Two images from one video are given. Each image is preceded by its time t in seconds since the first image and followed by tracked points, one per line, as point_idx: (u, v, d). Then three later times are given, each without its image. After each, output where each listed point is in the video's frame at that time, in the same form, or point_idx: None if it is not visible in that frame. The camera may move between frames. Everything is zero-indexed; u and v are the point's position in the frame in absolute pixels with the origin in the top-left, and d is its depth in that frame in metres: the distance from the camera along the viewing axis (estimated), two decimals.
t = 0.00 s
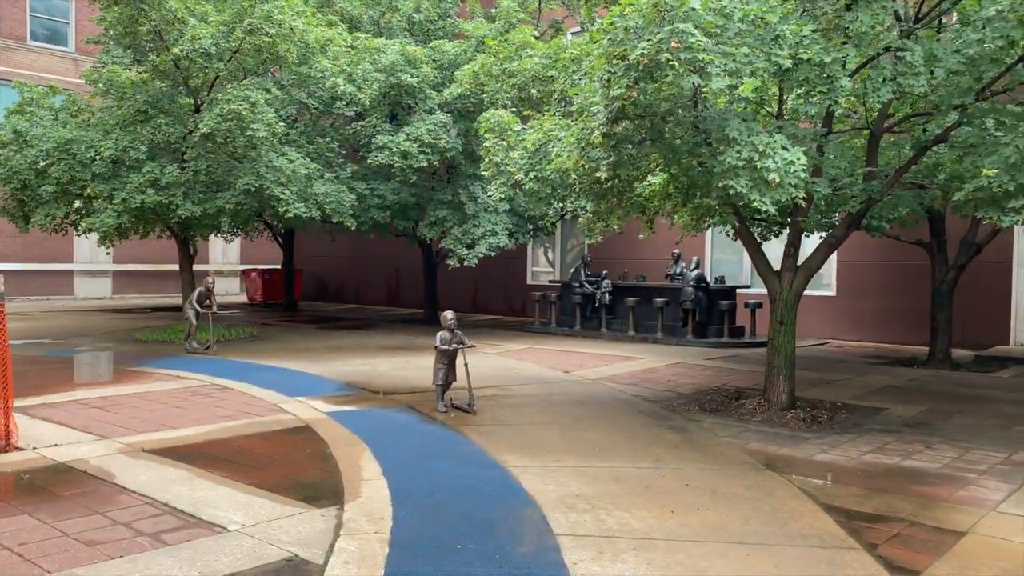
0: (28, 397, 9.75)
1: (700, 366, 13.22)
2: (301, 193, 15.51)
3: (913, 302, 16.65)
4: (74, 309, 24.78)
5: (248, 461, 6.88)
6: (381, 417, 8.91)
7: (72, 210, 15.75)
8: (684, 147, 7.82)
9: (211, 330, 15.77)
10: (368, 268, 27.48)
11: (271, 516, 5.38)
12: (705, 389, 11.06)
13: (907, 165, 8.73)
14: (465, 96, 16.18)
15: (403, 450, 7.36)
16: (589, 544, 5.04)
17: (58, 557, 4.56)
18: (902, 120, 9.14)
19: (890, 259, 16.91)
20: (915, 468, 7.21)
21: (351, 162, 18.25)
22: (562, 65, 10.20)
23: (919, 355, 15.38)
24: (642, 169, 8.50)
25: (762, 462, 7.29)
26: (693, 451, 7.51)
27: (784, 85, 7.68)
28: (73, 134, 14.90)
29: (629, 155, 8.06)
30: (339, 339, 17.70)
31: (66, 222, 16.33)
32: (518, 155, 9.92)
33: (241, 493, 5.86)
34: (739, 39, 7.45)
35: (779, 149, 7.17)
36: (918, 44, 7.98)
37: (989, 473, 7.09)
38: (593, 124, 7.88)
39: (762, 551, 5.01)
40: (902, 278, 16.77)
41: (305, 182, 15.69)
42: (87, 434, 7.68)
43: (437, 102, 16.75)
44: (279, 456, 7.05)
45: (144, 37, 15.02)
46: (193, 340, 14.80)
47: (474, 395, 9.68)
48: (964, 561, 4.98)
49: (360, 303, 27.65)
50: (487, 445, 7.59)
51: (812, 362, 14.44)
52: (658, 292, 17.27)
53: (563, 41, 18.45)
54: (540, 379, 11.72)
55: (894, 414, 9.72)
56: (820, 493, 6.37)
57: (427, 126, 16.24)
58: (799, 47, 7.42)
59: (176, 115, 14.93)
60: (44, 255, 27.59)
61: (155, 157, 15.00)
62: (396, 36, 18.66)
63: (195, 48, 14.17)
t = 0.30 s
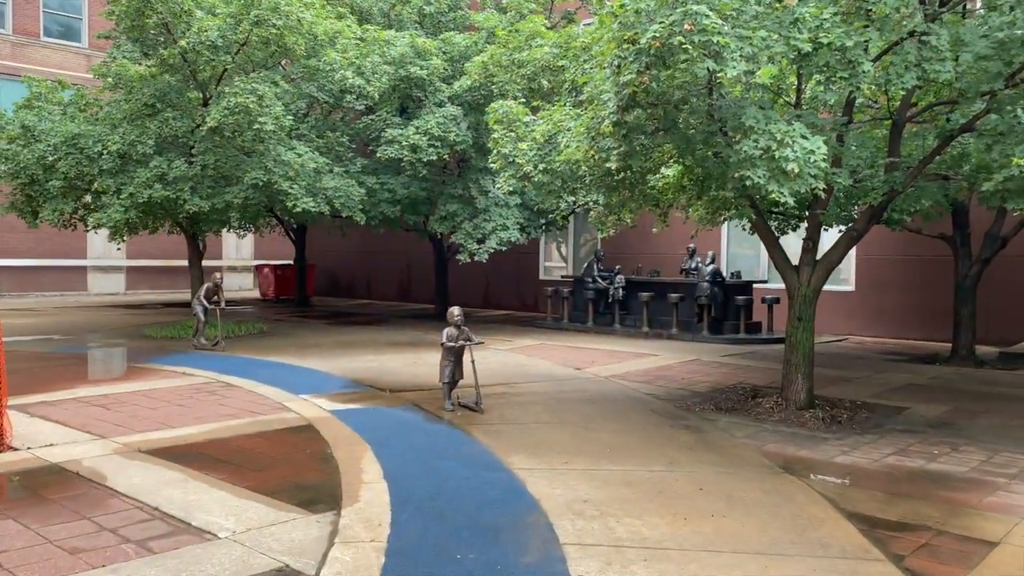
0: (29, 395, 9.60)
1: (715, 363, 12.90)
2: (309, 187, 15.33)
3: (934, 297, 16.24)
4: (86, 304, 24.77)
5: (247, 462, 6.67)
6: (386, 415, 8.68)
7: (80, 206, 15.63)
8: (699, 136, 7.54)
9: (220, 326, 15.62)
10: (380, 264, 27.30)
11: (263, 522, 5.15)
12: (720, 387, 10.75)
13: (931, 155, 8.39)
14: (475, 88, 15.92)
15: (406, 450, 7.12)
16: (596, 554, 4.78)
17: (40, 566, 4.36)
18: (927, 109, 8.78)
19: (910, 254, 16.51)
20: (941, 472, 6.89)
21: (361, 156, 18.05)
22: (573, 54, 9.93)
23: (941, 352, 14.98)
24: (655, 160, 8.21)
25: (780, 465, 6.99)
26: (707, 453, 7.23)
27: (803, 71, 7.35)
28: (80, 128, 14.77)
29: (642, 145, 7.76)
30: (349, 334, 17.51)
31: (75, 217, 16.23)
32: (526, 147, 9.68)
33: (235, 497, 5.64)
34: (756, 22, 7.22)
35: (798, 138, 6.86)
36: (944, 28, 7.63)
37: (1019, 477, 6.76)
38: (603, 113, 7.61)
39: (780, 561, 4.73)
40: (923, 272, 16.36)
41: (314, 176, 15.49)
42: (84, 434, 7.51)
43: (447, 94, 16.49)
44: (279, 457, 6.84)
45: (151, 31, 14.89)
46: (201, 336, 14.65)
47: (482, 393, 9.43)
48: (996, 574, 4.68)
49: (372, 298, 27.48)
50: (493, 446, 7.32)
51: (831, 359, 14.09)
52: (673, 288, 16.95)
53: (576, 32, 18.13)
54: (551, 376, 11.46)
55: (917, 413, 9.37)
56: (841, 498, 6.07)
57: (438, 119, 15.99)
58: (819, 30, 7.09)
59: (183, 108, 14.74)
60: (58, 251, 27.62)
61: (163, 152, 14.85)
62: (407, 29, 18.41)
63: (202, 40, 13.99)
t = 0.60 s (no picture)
0: (28, 397, 9.42)
1: (730, 365, 12.57)
2: (317, 185, 15.12)
3: (955, 296, 15.85)
4: (96, 304, 24.68)
5: (243, 469, 6.43)
6: (391, 419, 8.43)
7: (86, 204, 15.48)
8: (714, 129, 7.24)
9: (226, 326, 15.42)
10: (390, 263, 27.10)
11: (255, 534, 4.90)
12: (736, 389, 10.42)
13: (957, 149, 8.05)
14: (484, 84, 15.66)
15: (410, 456, 6.86)
16: (606, 571, 4.49)
17: None
18: (951, 100, 8.44)
19: (930, 251, 16.13)
20: (969, 480, 6.56)
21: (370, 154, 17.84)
22: (583, 47, 9.65)
23: (963, 353, 14.60)
24: (668, 154, 7.91)
25: (799, 472, 6.69)
26: (723, 460, 6.93)
27: (824, 60, 7.04)
28: (85, 126, 14.63)
29: (655, 139, 7.48)
30: (358, 334, 17.28)
31: (80, 216, 16.08)
32: (536, 142, 9.41)
33: (227, 507, 5.39)
34: (773, 9, 6.92)
35: (818, 130, 6.55)
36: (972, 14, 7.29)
37: None
38: (614, 105, 7.34)
39: None
40: (944, 271, 15.98)
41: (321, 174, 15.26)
42: (79, 438, 7.29)
43: (457, 90, 16.26)
44: (277, 463, 6.60)
45: (158, 27, 14.74)
46: (207, 336, 14.46)
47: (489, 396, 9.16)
48: None
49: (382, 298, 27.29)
50: (500, 451, 7.05)
51: (850, 360, 13.73)
52: (686, 287, 16.63)
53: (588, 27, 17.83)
54: (561, 377, 11.18)
55: (941, 418, 9.03)
56: (865, 509, 5.76)
57: (447, 115, 15.76)
58: (841, 17, 6.79)
59: (189, 105, 14.57)
60: (68, 250, 27.55)
61: (169, 149, 14.68)
62: (416, 24, 18.18)
63: (207, 36, 13.81)
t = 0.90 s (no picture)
0: (24, 400, 9.24)
1: (742, 368, 12.27)
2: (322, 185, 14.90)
3: (973, 299, 15.49)
4: (103, 305, 24.59)
5: (236, 477, 6.19)
6: (393, 424, 8.18)
7: (89, 204, 15.34)
8: (726, 124, 6.98)
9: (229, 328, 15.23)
10: (398, 264, 26.90)
11: (242, 548, 4.67)
12: (748, 394, 10.12)
13: (979, 145, 7.76)
14: (492, 82, 15.43)
15: (411, 464, 6.61)
16: None
17: None
18: (974, 95, 8.14)
19: (948, 253, 15.77)
20: (995, 492, 6.24)
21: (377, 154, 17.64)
22: (591, 42, 9.41)
23: (981, 357, 14.23)
24: (679, 151, 7.65)
25: (815, 483, 6.39)
26: (735, 469, 6.64)
27: (842, 52, 6.75)
28: (89, 125, 14.49)
29: (665, 136, 7.23)
30: (364, 337, 17.07)
31: (85, 217, 15.95)
32: (543, 140, 9.16)
33: (215, 518, 5.17)
34: None
35: (837, 125, 6.28)
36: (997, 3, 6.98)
37: None
38: (622, 101, 7.10)
39: None
40: (961, 272, 15.62)
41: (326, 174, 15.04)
42: (70, 443, 7.09)
43: (464, 89, 16.04)
44: (272, 471, 6.37)
45: (162, 25, 14.59)
46: (210, 338, 14.27)
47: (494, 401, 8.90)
48: None
49: (390, 299, 27.09)
50: (503, 459, 6.79)
51: (865, 364, 13.40)
52: (697, 289, 16.34)
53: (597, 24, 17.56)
54: (569, 381, 10.91)
55: (962, 425, 8.70)
56: (884, 523, 5.47)
57: (454, 114, 15.54)
58: (859, 6, 6.50)
59: (194, 105, 14.40)
60: (76, 251, 27.50)
61: (173, 149, 14.51)
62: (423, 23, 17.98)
63: (211, 34, 13.59)
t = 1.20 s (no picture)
0: (15, 408, 9.01)
1: (753, 376, 11.94)
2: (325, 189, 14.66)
3: (991, 305, 15.10)
4: (108, 309, 24.44)
5: (224, 492, 5.92)
6: (391, 435, 7.90)
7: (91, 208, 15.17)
8: (737, 123, 6.68)
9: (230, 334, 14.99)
10: (404, 269, 26.68)
11: (221, 572, 4.39)
12: (760, 404, 9.79)
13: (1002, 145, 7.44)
14: (498, 84, 15.18)
15: (407, 478, 6.32)
16: None
17: None
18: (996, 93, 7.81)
19: (966, 258, 15.39)
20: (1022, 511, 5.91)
21: (382, 157, 17.40)
22: (597, 42, 9.15)
23: (1000, 365, 13.84)
24: (688, 152, 7.35)
25: (832, 501, 6.07)
26: (747, 486, 6.33)
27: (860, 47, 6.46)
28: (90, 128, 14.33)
29: (673, 137, 6.94)
30: (368, 342, 16.81)
31: (86, 220, 15.77)
32: (546, 141, 8.92)
33: (197, 538, 4.90)
34: None
35: (855, 124, 5.97)
36: None
37: None
38: (629, 100, 6.84)
39: None
40: (980, 278, 15.23)
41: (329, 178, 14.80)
42: (56, 455, 6.84)
43: (469, 91, 15.80)
44: (262, 486, 6.09)
45: (164, 27, 14.43)
46: (211, 344, 14.04)
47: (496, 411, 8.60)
48: None
49: (396, 304, 26.85)
50: (503, 474, 6.49)
51: (881, 372, 13.04)
52: (707, 294, 16.01)
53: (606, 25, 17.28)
54: (576, 390, 10.60)
55: (984, 437, 8.35)
56: (905, 545, 5.16)
57: (459, 116, 15.30)
58: None
59: (196, 107, 14.21)
60: (81, 255, 27.41)
61: (174, 152, 14.31)
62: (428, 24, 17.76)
63: (212, 35, 13.38)
